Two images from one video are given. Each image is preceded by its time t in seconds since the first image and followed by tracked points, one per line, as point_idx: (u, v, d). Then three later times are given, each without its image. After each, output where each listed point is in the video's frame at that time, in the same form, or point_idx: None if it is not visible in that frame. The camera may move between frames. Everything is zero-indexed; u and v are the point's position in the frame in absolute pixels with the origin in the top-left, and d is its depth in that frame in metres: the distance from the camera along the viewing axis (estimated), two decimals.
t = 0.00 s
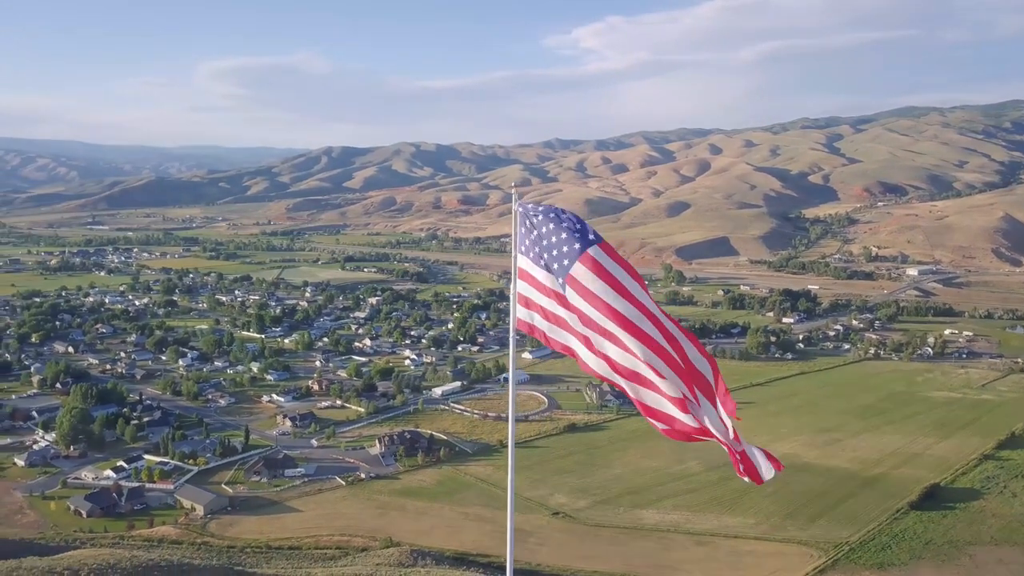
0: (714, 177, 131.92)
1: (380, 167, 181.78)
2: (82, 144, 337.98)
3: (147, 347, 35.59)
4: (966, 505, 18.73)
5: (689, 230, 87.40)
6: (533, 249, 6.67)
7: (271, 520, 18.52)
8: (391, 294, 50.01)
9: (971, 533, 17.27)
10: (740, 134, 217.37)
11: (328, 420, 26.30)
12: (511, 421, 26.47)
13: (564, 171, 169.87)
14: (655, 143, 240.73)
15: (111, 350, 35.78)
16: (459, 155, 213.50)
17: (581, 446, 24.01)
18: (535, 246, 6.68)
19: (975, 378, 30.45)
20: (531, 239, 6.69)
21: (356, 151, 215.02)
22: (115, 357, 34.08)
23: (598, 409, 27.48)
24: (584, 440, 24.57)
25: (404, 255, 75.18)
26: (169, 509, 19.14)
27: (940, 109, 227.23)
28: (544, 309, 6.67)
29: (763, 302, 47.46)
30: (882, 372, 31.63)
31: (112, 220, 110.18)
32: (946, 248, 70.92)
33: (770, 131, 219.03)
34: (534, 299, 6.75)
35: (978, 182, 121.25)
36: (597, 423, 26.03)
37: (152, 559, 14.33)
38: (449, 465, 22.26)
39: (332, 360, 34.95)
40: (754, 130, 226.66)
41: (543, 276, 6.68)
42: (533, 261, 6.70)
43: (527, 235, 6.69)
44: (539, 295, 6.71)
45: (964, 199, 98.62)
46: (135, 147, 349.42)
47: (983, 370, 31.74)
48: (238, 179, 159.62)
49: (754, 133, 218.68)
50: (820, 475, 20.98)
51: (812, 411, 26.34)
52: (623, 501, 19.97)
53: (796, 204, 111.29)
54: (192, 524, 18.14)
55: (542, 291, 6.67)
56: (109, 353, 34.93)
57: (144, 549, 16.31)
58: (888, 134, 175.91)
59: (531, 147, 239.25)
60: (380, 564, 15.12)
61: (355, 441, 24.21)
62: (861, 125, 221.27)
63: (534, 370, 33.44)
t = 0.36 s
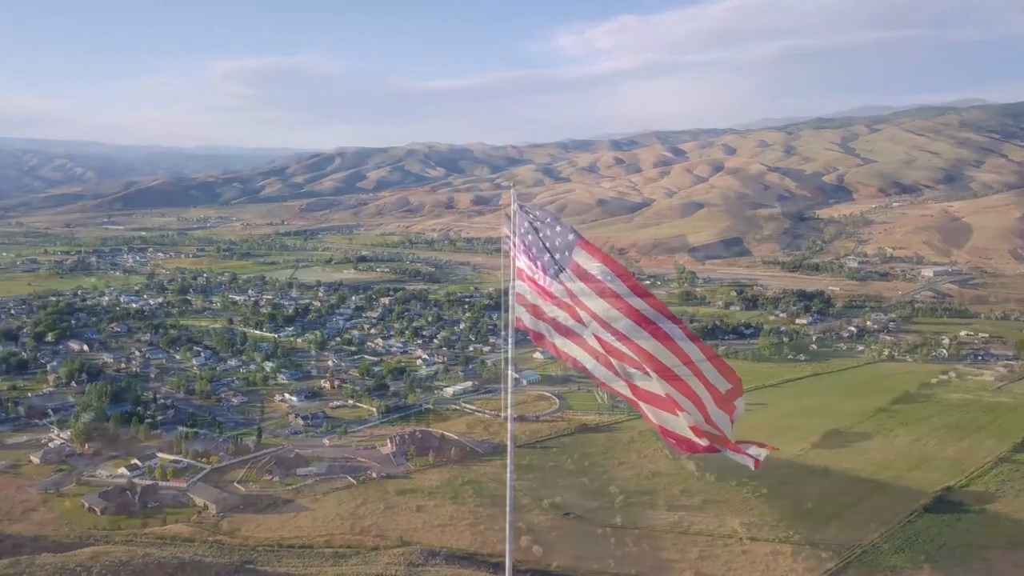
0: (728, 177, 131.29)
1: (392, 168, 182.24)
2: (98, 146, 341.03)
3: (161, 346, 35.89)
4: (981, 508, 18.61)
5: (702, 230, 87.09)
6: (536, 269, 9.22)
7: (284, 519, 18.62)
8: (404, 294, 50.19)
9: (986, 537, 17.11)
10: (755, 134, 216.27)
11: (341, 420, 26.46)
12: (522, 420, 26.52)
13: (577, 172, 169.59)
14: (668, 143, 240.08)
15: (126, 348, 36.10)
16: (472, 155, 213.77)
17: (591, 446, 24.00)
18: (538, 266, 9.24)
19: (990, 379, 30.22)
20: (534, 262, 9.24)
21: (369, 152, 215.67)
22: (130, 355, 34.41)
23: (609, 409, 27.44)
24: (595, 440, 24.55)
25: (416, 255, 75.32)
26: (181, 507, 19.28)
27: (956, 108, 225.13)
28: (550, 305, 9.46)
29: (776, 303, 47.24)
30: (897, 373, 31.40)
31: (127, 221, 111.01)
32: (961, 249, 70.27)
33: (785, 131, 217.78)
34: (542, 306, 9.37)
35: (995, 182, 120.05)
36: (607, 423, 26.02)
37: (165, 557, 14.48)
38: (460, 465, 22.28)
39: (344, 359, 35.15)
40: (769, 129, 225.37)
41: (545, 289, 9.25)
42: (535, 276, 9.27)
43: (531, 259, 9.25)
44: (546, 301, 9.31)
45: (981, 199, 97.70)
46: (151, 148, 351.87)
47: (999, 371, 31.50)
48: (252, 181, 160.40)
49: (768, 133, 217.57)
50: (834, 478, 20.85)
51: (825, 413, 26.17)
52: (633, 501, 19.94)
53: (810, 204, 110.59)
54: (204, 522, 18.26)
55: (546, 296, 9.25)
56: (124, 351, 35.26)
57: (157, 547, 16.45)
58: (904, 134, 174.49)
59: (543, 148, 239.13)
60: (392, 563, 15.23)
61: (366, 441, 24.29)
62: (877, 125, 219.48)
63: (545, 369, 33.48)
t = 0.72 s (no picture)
0: (693, 177, 136.55)
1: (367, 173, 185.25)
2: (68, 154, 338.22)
3: (173, 342, 39.66)
4: (871, 445, 23.12)
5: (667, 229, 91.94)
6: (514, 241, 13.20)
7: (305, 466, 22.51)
8: (389, 293, 54.22)
9: (871, 464, 21.58)
10: (720, 135, 222.54)
11: (343, 396, 30.51)
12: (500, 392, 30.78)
13: (548, 174, 174.01)
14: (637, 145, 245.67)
15: (141, 345, 39.67)
16: (445, 159, 217.40)
17: (559, 409, 28.27)
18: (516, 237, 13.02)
19: (904, 353, 35.06)
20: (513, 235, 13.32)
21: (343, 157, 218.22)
22: (146, 350, 38.20)
23: (575, 382, 31.78)
24: (562, 405, 28.80)
25: (396, 257, 79.11)
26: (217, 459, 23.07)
27: (913, 109, 233.69)
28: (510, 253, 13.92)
29: (729, 294, 52.03)
30: (824, 350, 36.13)
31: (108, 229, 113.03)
32: (903, 243, 75.79)
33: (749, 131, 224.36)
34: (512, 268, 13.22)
35: (943, 179, 126.73)
36: (573, 393, 30.36)
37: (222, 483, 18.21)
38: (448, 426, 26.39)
39: (340, 348, 39.19)
40: (734, 130, 231.90)
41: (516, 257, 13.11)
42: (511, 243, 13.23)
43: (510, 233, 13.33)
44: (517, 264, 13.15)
45: (928, 196, 103.91)
46: (121, 155, 349.68)
47: (912, 347, 36.39)
48: (228, 188, 162.42)
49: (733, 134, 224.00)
50: (758, 428, 25.26)
51: (757, 382, 30.73)
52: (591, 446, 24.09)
53: (770, 202, 116.15)
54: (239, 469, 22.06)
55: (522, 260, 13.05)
56: (139, 348, 38.96)
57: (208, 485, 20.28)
58: (861, 134, 181.59)
59: (515, 151, 243.40)
60: (385, 439, 17.14)
61: (368, 411, 28.36)
62: (837, 125, 226.82)
63: (520, 353, 37.79)
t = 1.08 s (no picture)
0: (708, 177, 135.92)
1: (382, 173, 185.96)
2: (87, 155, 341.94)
3: (187, 341, 39.89)
4: (883, 448, 22.92)
5: (681, 229, 91.62)
6: (514, 239, 12.49)
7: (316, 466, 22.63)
8: (401, 292, 54.33)
9: (883, 467, 21.41)
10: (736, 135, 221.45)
11: (356, 395, 30.60)
12: (512, 392, 30.72)
13: (562, 174, 173.85)
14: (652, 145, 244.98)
15: (155, 343, 40.10)
16: (459, 159, 217.80)
17: (570, 409, 28.20)
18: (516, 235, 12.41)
19: (919, 354, 34.73)
20: (511, 232, 12.60)
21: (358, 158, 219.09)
22: (160, 349, 38.51)
23: (586, 382, 31.63)
24: (573, 405, 28.74)
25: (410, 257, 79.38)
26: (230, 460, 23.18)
27: (931, 109, 231.51)
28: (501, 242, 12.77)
29: (742, 294, 51.74)
30: (837, 351, 35.88)
31: (125, 229, 114.10)
32: (919, 243, 75.11)
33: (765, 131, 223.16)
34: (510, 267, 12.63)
35: (961, 179, 125.51)
36: (584, 393, 30.28)
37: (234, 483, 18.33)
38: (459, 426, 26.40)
39: (352, 348, 39.33)
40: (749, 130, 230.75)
41: (516, 257, 12.48)
42: (509, 240, 12.57)
43: (508, 228, 12.60)
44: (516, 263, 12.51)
45: (945, 195, 102.95)
46: (139, 156, 353.05)
47: (927, 348, 36.04)
48: (243, 188, 163.41)
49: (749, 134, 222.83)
50: (770, 430, 25.08)
51: (770, 383, 30.54)
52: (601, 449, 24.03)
53: (785, 203, 115.52)
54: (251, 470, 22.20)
55: (522, 262, 12.40)
56: (153, 346, 39.29)
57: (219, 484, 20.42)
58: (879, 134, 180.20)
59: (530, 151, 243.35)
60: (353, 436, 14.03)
61: (379, 411, 28.42)
62: (855, 125, 225.08)
63: (532, 353, 37.77)
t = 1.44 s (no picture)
0: (726, 177, 135.11)
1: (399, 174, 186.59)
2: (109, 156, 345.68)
3: (203, 339, 40.30)
4: (897, 450, 22.73)
5: (698, 229, 91.17)
6: (510, 239, 12.55)
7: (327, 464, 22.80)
8: (415, 292, 54.49)
9: (896, 469, 21.25)
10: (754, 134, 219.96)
11: (369, 394, 30.77)
12: (524, 392, 30.74)
13: (579, 174, 173.59)
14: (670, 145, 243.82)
15: (172, 341, 40.54)
16: (476, 159, 217.98)
17: (582, 409, 28.18)
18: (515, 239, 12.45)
19: (936, 356, 34.36)
20: (509, 232, 12.66)
21: (375, 158, 219.85)
22: (177, 347, 38.93)
23: (598, 382, 31.57)
24: (585, 405, 28.74)
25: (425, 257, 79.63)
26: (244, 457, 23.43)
27: (954, 108, 228.57)
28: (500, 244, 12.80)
29: (758, 295, 51.41)
30: (853, 352, 35.58)
31: (145, 229, 115.29)
32: (939, 243, 74.29)
33: (784, 130, 221.52)
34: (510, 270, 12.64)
35: (983, 178, 123.94)
36: (597, 393, 30.23)
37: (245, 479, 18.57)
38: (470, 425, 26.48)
39: (366, 347, 39.54)
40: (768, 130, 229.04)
41: (516, 260, 12.50)
42: (508, 245, 12.59)
43: (506, 228, 12.65)
44: (516, 267, 12.51)
45: (966, 195, 101.76)
46: (160, 156, 356.56)
47: (944, 349, 35.67)
48: (261, 188, 164.52)
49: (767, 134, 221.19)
50: (782, 431, 24.97)
51: (785, 383, 30.37)
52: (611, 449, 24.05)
53: (803, 203, 114.63)
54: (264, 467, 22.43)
55: (521, 264, 12.40)
56: (171, 345, 39.75)
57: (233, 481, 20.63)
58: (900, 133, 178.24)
59: (547, 151, 242.95)
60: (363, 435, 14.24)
61: (392, 409, 28.57)
62: (875, 125, 222.81)
63: (545, 353, 37.76)
